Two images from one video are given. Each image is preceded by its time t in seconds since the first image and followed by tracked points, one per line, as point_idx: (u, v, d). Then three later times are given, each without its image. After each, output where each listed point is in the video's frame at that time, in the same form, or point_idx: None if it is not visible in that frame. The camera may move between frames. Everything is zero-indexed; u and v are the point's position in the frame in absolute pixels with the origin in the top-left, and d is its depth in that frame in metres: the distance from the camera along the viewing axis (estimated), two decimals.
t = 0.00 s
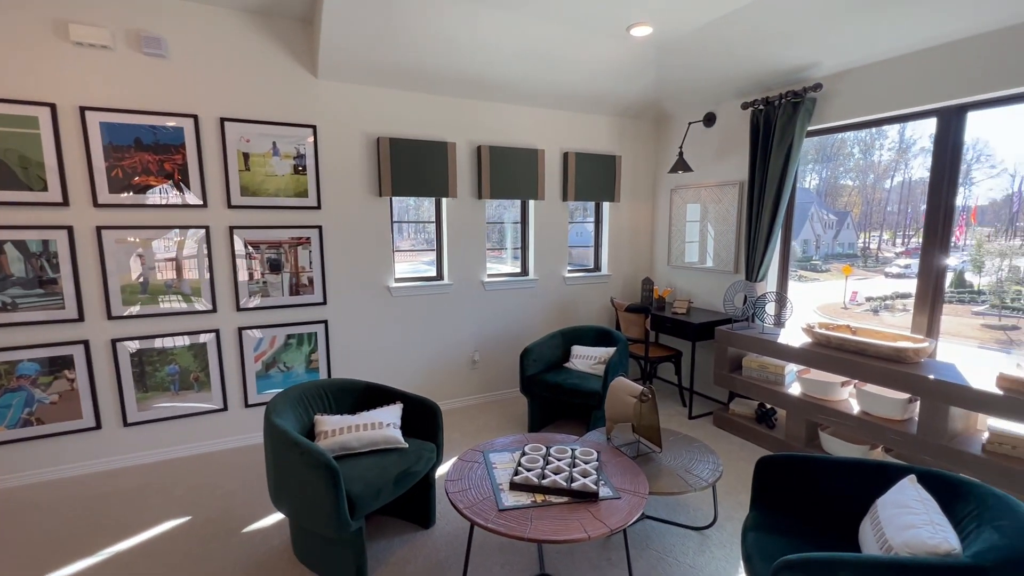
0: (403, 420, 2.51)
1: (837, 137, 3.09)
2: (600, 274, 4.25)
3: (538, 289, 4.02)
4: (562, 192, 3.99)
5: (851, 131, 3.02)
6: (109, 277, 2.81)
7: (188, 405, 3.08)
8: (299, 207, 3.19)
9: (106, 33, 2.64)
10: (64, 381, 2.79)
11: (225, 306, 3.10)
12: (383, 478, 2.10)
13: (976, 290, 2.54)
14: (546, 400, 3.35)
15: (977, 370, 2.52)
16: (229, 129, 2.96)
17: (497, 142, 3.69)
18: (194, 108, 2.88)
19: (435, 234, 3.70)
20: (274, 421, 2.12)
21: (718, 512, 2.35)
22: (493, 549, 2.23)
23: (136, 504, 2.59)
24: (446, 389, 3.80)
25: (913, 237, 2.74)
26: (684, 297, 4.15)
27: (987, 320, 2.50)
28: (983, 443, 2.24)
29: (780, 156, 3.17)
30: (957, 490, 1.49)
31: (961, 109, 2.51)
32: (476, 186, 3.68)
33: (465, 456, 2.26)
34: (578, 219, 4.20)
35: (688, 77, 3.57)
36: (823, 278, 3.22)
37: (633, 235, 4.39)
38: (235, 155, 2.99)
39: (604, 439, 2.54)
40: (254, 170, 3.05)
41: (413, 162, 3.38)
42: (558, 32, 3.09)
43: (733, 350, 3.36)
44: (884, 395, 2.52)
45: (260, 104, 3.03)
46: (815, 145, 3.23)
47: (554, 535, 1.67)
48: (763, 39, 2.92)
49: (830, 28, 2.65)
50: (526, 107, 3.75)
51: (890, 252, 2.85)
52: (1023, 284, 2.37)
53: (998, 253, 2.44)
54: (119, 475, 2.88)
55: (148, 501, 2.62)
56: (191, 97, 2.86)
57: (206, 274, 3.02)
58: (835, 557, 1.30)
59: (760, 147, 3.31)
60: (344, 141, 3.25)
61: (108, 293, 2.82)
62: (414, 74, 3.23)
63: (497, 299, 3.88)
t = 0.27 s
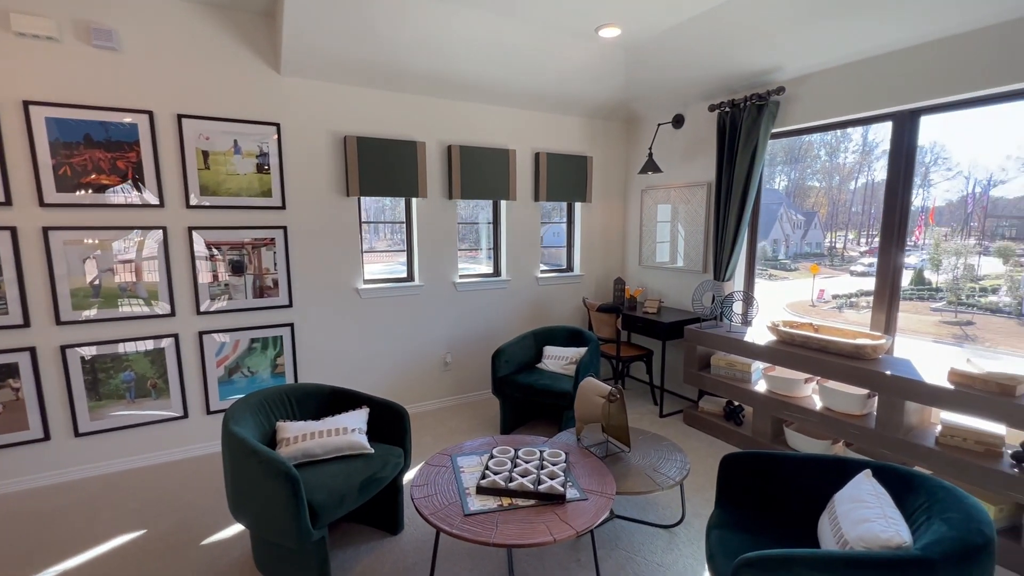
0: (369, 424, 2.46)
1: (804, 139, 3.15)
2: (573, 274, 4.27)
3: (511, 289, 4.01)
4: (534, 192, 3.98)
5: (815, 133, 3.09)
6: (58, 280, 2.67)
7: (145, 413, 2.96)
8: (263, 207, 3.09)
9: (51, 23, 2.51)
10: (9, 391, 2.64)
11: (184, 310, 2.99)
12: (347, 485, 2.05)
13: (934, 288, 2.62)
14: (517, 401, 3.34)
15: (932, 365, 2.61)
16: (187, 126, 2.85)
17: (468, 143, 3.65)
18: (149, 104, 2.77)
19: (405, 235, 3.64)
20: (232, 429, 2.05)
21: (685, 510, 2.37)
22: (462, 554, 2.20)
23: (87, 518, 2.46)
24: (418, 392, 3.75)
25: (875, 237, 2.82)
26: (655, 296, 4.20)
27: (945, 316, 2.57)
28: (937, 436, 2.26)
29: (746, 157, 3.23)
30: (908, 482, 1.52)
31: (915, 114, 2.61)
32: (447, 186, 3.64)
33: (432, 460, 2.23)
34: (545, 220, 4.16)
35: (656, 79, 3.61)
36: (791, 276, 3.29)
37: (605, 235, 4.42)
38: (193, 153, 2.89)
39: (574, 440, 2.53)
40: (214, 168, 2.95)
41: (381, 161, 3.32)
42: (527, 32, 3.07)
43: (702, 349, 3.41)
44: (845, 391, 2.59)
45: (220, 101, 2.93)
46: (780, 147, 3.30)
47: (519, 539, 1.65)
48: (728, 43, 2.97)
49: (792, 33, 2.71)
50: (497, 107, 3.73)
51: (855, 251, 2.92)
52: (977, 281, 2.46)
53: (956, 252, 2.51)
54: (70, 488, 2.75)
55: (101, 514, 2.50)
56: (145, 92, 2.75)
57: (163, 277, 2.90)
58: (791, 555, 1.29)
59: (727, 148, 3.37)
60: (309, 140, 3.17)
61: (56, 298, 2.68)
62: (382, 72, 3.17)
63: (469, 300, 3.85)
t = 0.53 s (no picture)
0: (336, 430, 2.40)
1: (773, 141, 3.19)
2: (546, 274, 4.27)
3: (483, 290, 3.98)
4: (506, 192, 3.97)
5: (780, 135, 3.15)
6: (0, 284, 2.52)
7: (99, 422, 2.82)
8: (224, 207, 2.99)
9: None
10: None
11: (141, 314, 2.86)
12: (310, 493, 1.99)
13: (895, 286, 2.69)
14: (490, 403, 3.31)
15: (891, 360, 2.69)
16: (141, 123, 2.73)
17: (438, 142, 3.61)
18: (100, 99, 2.64)
19: (375, 235, 3.57)
20: (187, 438, 1.97)
21: (655, 509, 2.38)
22: (430, 560, 2.16)
23: (33, 535, 2.33)
24: (389, 395, 3.69)
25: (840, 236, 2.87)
26: (627, 296, 4.23)
27: (906, 312, 2.65)
28: (895, 429, 2.32)
29: (713, 159, 3.29)
30: (864, 475, 1.55)
31: (872, 117, 2.69)
32: (417, 186, 3.59)
33: (400, 465, 2.19)
34: (523, 221, 4.19)
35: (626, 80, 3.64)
36: (761, 275, 3.33)
37: (577, 235, 4.44)
38: (149, 151, 2.77)
39: (545, 441, 2.52)
40: (172, 166, 2.84)
41: (349, 160, 3.25)
42: (496, 32, 3.05)
43: (673, 347, 3.45)
44: (807, 387, 2.65)
45: (177, 96, 2.81)
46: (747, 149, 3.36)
47: (485, 544, 1.63)
48: (695, 45, 3.01)
49: (756, 37, 2.76)
50: (468, 107, 3.71)
51: (822, 251, 2.97)
52: (934, 278, 2.54)
53: (916, 251, 2.59)
54: (15, 504, 2.59)
55: (48, 530, 2.37)
56: (95, 87, 2.62)
57: (117, 280, 2.77)
58: (751, 551, 1.29)
59: (695, 150, 3.42)
60: (273, 138, 3.08)
61: None
62: (348, 70, 3.11)
63: (441, 301, 3.81)
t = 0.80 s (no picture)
0: (298, 435, 2.33)
1: (742, 143, 3.23)
2: (517, 274, 4.26)
3: (454, 291, 3.95)
4: (475, 192, 3.94)
5: (745, 137, 3.21)
6: None
7: (43, 433, 2.67)
8: (180, 206, 2.88)
9: None
10: None
11: (90, 318, 2.72)
12: (267, 501, 1.92)
13: (857, 284, 2.76)
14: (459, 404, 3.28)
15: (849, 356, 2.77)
16: (88, 117, 2.60)
17: (405, 141, 3.56)
18: (42, 92, 2.50)
19: (341, 235, 3.50)
20: (135, 447, 1.87)
21: (622, 507, 2.39)
22: (395, 567, 2.12)
23: None
24: (357, 398, 3.62)
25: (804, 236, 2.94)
26: (597, 295, 4.26)
27: (867, 309, 2.72)
28: (851, 423, 2.38)
29: (679, 160, 3.33)
30: (819, 469, 1.58)
31: (829, 120, 2.77)
32: (384, 185, 3.53)
33: (363, 470, 2.14)
34: (498, 222, 4.19)
35: (593, 82, 3.66)
36: (732, 275, 3.36)
37: (548, 235, 4.45)
38: (97, 147, 2.64)
39: (513, 442, 2.51)
40: (122, 164, 2.71)
41: (312, 159, 3.17)
42: (463, 31, 3.02)
43: (641, 346, 3.48)
44: (770, 383, 2.70)
45: (128, 91, 2.69)
46: (712, 150, 3.42)
47: (447, 549, 1.60)
48: (660, 47, 3.04)
49: (718, 40, 2.80)
50: (436, 106, 3.67)
51: (789, 250, 3.02)
52: (893, 277, 2.62)
53: (875, 251, 2.66)
54: None
55: None
56: (37, 79, 2.48)
57: (63, 283, 2.63)
58: (708, 548, 1.30)
59: (662, 152, 3.46)
60: (232, 135, 2.98)
61: None
62: (311, 65, 3.03)
63: (410, 302, 3.76)
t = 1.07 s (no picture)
0: (258, 443, 2.25)
1: (711, 146, 3.28)
2: (487, 275, 4.24)
3: (423, 292, 3.90)
4: (445, 192, 3.91)
5: (712, 139, 3.26)
6: None
7: None
8: (132, 206, 2.74)
9: None
10: None
11: (32, 324, 2.57)
12: (223, 513, 1.85)
13: (820, 283, 2.83)
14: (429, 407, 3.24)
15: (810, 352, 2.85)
16: (29, 111, 2.45)
17: (372, 140, 3.50)
18: None
19: (306, 236, 3.41)
20: (78, 460, 1.77)
21: (590, 506, 2.40)
22: None
23: None
24: (323, 403, 3.53)
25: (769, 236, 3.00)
26: (568, 296, 4.29)
27: (831, 307, 2.79)
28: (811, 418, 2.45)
29: (646, 162, 3.38)
30: (777, 463, 1.61)
31: (788, 123, 2.85)
32: (351, 185, 3.46)
33: (325, 477, 2.08)
34: (471, 222, 4.20)
35: (561, 83, 3.68)
36: (702, 274, 3.41)
37: (519, 235, 4.45)
38: (39, 143, 2.49)
39: (481, 444, 2.48)
40: (68, 161, 2.57)
41: (274, 157, 3.08)
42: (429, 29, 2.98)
43: (610, 346, 3.51)
44: (734, 380, 2.76)
45: (73, 84, 2.55)
46: (679, 152, 3.48)
47: (409, 556, 1.57)
48: (627, 49, 3.07)
49: (682, 43, 2.84)
50: (403, 104, 3.62)
51: (757, 250, 3.08)
52: (854, 275, 2.69)
53: (837, 250, 2.74)
54: None
55: None
56: None
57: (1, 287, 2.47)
58: (669, 548, 1.30)
59: (630, 153, 3.50)
60: (188, 131, 2.86)
61: None
62: (272, 61, 2.94)
63: (378, 304, 3.69)
